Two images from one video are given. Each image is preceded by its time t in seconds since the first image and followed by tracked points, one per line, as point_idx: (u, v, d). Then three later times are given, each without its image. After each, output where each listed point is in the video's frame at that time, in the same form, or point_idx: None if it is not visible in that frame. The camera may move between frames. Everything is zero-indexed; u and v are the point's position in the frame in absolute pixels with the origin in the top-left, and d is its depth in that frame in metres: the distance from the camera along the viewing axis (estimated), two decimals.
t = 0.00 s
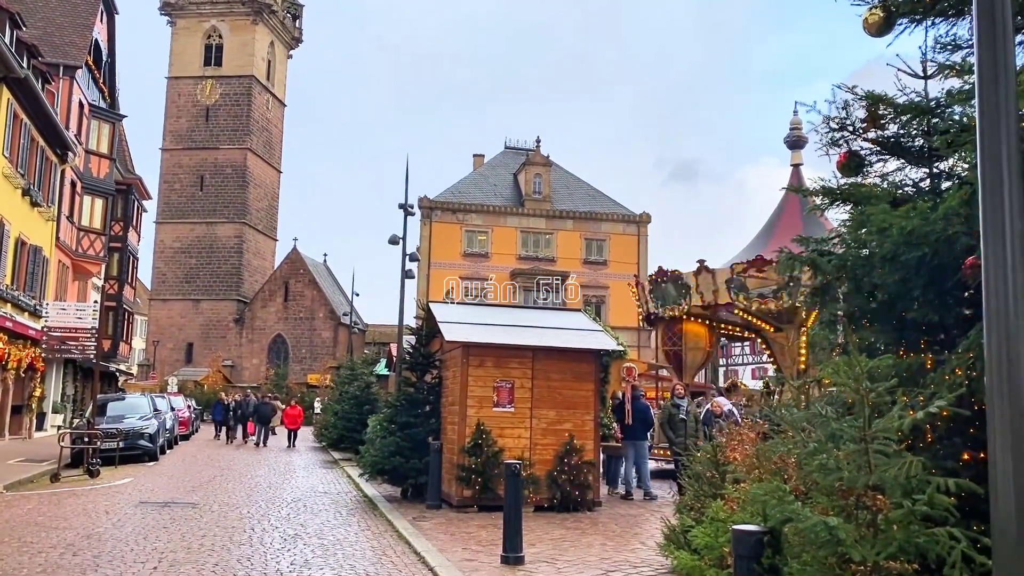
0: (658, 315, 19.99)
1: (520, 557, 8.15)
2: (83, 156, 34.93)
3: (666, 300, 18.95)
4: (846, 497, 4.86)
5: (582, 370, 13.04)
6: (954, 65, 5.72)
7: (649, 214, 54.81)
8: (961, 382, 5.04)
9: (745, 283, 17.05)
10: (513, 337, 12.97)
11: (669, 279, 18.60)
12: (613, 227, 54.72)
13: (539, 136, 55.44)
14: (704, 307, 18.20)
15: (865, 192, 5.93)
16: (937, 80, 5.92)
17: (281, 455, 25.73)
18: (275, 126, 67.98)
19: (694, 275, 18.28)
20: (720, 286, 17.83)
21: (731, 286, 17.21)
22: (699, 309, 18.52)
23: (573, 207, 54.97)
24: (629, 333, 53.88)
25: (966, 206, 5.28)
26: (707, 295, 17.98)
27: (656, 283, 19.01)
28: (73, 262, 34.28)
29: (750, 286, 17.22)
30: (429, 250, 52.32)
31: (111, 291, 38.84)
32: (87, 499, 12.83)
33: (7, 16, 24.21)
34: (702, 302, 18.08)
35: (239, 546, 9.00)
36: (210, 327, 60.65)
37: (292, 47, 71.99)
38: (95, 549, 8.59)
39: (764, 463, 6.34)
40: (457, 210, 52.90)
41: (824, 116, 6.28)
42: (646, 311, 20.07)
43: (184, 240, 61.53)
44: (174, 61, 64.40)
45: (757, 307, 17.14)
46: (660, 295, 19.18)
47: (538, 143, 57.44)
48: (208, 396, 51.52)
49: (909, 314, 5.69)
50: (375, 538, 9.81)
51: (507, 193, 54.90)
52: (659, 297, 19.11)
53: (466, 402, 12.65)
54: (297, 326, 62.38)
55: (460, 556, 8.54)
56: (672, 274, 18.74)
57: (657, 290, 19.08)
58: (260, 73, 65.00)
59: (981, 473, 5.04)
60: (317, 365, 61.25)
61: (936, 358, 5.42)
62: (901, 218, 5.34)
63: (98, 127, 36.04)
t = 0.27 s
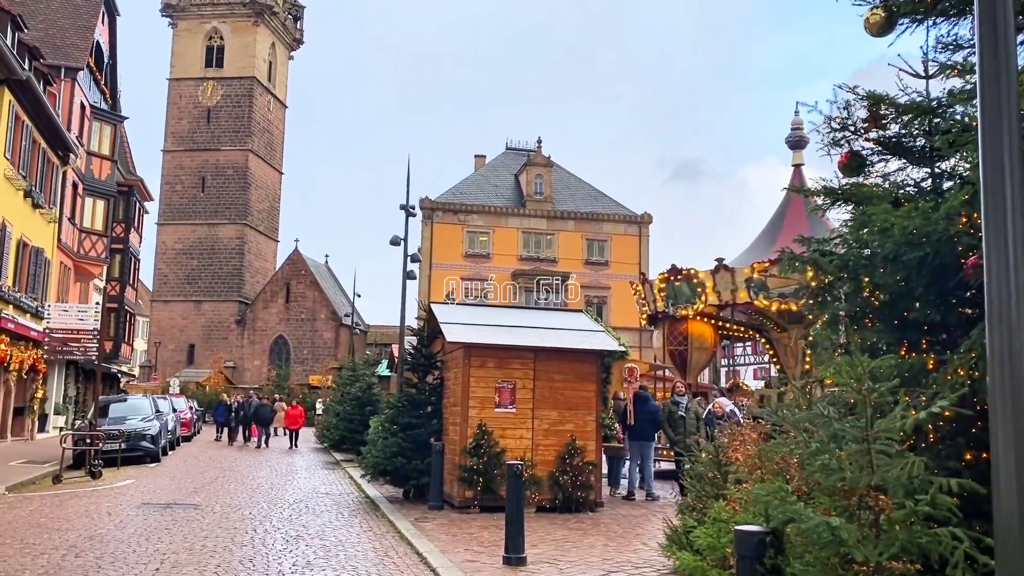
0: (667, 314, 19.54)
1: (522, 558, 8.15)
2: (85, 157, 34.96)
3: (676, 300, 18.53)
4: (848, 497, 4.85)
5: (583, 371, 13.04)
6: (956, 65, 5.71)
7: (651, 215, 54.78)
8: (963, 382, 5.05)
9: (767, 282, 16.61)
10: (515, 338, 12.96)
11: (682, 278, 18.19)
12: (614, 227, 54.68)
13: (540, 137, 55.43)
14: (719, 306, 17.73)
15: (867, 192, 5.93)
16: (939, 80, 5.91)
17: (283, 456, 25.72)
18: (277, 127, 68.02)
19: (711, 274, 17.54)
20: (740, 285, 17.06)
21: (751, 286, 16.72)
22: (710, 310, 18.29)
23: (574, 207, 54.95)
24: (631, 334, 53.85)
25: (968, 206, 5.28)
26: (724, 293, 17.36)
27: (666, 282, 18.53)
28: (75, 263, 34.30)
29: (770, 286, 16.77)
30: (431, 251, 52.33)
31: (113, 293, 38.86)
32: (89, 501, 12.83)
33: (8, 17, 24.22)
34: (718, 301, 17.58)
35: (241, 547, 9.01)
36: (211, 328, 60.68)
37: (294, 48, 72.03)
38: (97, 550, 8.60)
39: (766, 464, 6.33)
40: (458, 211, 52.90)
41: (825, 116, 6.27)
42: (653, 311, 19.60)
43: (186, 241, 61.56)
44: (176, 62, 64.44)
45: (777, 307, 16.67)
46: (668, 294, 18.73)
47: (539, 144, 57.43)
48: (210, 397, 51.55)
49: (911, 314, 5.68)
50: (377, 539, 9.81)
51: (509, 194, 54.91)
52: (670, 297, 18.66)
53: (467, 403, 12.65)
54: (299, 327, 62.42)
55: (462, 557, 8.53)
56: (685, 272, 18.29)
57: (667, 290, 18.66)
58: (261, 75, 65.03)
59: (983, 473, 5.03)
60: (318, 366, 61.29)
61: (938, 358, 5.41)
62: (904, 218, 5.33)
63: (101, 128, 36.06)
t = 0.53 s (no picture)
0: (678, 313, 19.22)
1: (525, 559, 8.14)
2: (87, 159, 35.00)
3: (691, 298, 18.23)
4: (851, 497, 4.85)
5: (585, 372, 13.05)
6: (958, 64, 5.71)
7: (653, 216, 54.74)
8: (965, 383, 5.04)
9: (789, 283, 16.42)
10: (517, 339, 12.96)
11: (699, 276, 17.90)
12: (616, 228, 54.64)
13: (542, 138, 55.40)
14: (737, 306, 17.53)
15: (869, 192, 5.92)
16: (941, 80, 5.90)
17: (286, 458, 25.71)
18: (278, 128, 68.06)
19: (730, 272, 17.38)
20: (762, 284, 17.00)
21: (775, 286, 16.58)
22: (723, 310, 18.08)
23: (576, 208, 54.91)
24: (633, 335, 53.81)
25: (971, 206, 5.27)
26: (743, 292, 17.22)
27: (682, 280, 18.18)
28: (78, 265, 34.44)
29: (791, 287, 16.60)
30: (432, 252, 52.33)
31: (116, 294, 38.91)
32: (92, 502, 12.84)
33: (10, 20, 24.22)
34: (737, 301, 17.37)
35: (243, 549, 9.01)
36: (213, 330, 60.69)
37: (295, 49, 72.09)
38: (99, 552, 8.60)
39: (769, 464, 6.32)
40: (460, 212, 52.91)
41: (826, 116, 6.26)
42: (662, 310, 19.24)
43: (188, 243, 61.59)
44: (178, 64, 64.51)
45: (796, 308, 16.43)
46: (681, 293, 18.40)
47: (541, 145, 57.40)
48: (212, 399, 51.57)
49: (914, 315, 5.68)
50: (380, 540, 9.81)
51: (510, 195, 54.92)
52: (684, 295, 18.34)
53: (470, 404, 12.65)
54: (301, 328, 62.45)
55: (465, 558, 8.53)
56: (701, 271, 17.99)
57: (682, 289, 18.39)
58: (263, 76, 65.07)
59: (987, 474, 5.03)
60: (320, 368, 61.33)
61: (940, 359, 5.41)
62: (906, 218, 5.32)
63: (104, 130, 36.08)
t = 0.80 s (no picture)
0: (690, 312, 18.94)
1: (527, 561, 8.14)
2: (89, 162, 35.05)
3: (707, 298, 17.97)
4: (853, 499, 4.84)
5: (588, 373, 13.05)
6: (959, 65, 5.69)
7: (654, 217, 54.74)
8: (969, 383, 5.03)
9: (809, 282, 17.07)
10: (519, 340, 12.97)
11: (717, 275, 17.69)
12: (617, 229, 54.64)
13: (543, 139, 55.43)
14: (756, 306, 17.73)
15: (871, 192, 5.91)
16: (943, 80, 5.89)
17: (289, 459, 25.75)
18: (280, 131, 68.16)
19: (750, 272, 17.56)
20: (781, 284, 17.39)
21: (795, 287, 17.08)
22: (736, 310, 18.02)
23: (578, 209, 54.93)
24: (635, 336, 53.80)
25: (973, 206, 5.27)
26: (763, 292, 17.48)
27: (698, 279, 17.88)
28: (80, 268, 34.52)
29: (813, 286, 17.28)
30: (434, 254, 52.32)
31: (118, 297, 38.94)
32: (95, 505, 12.85)
33: (12, 23, 24.27)
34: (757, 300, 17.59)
35: (246, 550, 9.02)
36: (216, 332, 60.74)
37: (296, 52, 72.20)
38: (102, 555, 8.60)
39: (771, 465, 6.31)
40: (461, 213, 52.93)
41: (828, 116, 6.26)
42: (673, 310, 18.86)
43: (190, 245, 61.64)
44: (179, 67, 64.63)
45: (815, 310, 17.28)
46: (695, 293, 18.13)
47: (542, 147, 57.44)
48: (215, 401, 51.61)
49: (916, 315, 5.68)
50: (383, 542, 9.81)
51: (512, 197, 54.94)
52: (699, 295, 18.05)
53: (472, 406, 12.64)
54: (303, 330, 62.52)
55: (468, 560, 8.54)
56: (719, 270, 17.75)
57: (696, 288, 18.04)
58: (264, 79, 65.16)
59: (990, 475, 5.02)
60: (323, 370, 61.41)
61: (943, 359, 5.41)
62: (908, 218, 5.32)
63: (106, 133, 36.10)
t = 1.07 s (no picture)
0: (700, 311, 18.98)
1: (531, 562, 8.13)
2: (91, 165, 35.10)
3: (725, 298, 17.66)
4: (856, 500, 4.84)
5: (590, 375, 13.05)
6: (962, 65, 5.68)
7: (657, 218, 54.74)
8: (971, 384, 5.03)
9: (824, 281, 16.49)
10: (521, 342, 12.97)
11: (738, 275, 17.32)
12: (620, 231, 54.65)
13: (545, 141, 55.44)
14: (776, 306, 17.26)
15: (873, 193, 5.91)
16: (945, 81, 5.88)
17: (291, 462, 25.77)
18: (282, 133, 68.21)
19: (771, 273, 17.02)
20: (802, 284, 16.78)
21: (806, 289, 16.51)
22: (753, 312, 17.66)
23: (580, 211, 54.94)
24: (637, 337, 53.78)
25: (975, 206, 5.26)
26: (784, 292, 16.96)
27: (717, 278, 17.62)
28: (83, 270, 34.53)
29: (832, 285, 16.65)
30: (436, 255, 52.30)
31: (121, 299, 39.01)
32: (98, 507, 12.86)
33: (16, 26, 24.32)
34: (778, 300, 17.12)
35: (249, 552, 9.03)
36: (218, 334, 60.77)
37: (298, 54, 72.26)
38: (106, 557, 8.60)
39: (774, 466, 6.30)
40: (464, 215, 52.91)
41: (829, 117, 6.26)
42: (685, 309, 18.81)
43: (193, 247, 61.64)
44: (182, 69, 64.71)
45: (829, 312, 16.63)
46: (712, 293, 17.90)
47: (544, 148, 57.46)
48: (217, 403, 51.62)
49: (918, 316, 5.67)
50: (386, 544, 9.81)
51: (514, 198, 54.93)
52: (717, 295, 17.76)
53: (474, 407, 12.64)
54: (306, 332, 62.56)
55: (470, 562, 8.54)
56: (739, 269, 17.46)
57: (713, 287, 17.80)
58: (267, 81, 65.22)
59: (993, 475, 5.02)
60: (325, 372, 61.44)
61: (945, 360, 5.41)
62: (910, 219, 5.32)
63: (109, 136, 36.09)
